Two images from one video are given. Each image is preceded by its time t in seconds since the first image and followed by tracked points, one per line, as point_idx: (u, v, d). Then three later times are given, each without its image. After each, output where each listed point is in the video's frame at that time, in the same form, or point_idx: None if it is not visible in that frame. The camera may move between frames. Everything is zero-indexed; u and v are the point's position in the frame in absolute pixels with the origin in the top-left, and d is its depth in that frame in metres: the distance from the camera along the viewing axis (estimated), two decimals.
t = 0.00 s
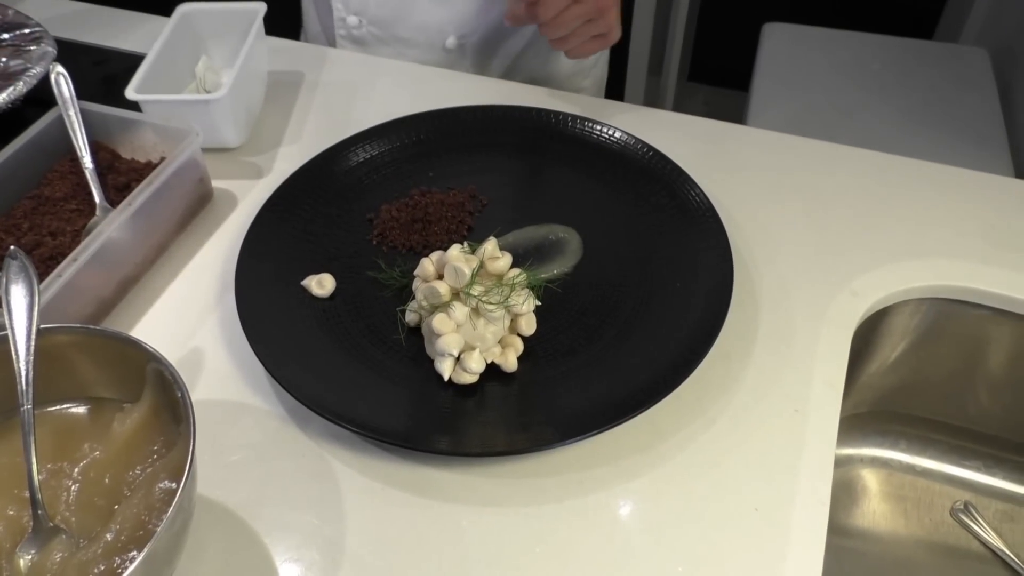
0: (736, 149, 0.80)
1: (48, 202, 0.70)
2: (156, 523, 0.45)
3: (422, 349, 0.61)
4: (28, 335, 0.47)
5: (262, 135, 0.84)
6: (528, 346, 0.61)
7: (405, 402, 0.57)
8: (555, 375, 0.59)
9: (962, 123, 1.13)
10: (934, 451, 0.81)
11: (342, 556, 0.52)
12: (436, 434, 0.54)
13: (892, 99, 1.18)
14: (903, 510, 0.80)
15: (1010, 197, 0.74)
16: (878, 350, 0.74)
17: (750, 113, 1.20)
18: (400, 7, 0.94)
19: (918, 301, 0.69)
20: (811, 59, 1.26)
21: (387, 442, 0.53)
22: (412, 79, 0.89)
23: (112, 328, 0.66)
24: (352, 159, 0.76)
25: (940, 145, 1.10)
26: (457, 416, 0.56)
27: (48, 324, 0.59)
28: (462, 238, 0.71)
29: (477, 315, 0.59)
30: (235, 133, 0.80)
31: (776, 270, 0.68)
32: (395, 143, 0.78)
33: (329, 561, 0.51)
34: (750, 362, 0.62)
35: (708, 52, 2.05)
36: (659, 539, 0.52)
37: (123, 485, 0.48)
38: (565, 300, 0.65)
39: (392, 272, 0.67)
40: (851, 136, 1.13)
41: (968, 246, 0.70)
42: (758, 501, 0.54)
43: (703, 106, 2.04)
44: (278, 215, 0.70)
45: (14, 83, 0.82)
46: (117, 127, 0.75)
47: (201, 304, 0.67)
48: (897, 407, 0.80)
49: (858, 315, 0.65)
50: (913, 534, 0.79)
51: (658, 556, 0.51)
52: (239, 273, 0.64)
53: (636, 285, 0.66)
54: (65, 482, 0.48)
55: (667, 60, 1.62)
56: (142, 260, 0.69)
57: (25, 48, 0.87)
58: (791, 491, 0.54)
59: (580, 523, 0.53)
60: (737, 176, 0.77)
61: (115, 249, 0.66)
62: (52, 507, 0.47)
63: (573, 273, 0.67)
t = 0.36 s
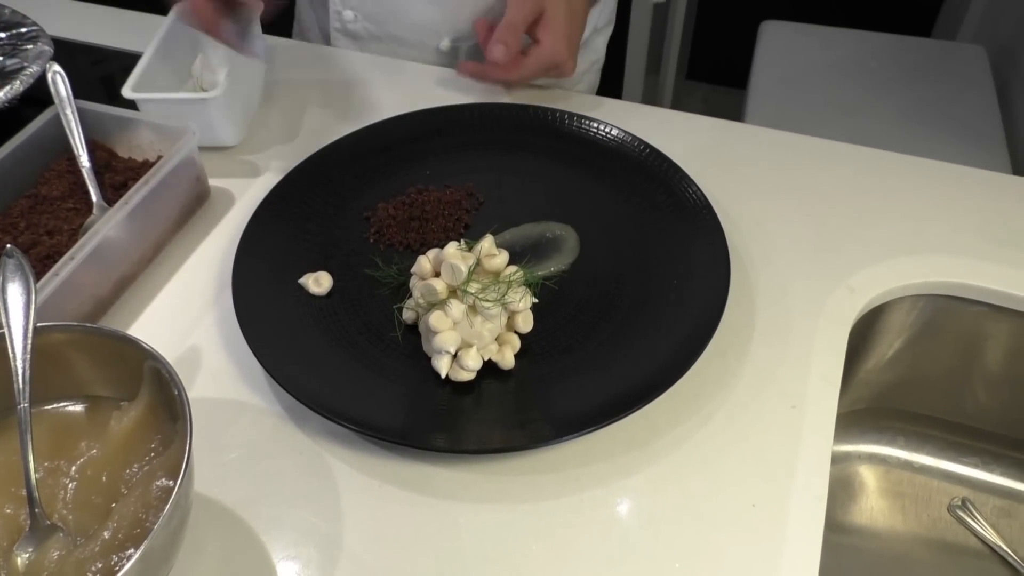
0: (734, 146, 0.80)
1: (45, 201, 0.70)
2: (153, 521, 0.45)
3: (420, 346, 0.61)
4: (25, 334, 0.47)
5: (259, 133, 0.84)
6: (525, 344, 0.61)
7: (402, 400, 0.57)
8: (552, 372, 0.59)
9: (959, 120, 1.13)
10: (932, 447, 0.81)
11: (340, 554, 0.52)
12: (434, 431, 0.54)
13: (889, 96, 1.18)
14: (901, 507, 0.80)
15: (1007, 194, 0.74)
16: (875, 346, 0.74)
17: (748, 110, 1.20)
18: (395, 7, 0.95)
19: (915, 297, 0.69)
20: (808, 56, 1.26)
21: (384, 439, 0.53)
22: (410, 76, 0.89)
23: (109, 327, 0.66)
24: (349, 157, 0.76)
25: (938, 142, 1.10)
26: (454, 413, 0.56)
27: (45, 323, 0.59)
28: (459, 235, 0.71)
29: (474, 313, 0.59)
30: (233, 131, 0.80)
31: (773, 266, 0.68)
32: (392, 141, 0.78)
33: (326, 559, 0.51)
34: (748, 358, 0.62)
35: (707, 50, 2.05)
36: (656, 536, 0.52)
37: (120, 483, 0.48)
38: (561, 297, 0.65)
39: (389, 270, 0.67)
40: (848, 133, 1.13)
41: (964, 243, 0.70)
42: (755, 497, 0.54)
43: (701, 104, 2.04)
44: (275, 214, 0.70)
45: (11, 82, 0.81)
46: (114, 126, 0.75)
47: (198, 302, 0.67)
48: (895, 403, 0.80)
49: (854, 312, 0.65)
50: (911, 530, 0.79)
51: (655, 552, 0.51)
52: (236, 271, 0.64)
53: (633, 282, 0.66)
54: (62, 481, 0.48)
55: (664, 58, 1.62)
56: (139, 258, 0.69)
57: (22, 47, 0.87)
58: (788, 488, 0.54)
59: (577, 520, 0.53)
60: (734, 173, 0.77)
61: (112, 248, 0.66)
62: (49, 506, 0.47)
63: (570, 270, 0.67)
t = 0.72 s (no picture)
0: (734, 146, 0.79)
1: (45, 200, 0.70)
2: (154, 520, 0.45)
3: (420, 345, 0.61)
4: (25, 332, 0.47)
5: (260, 132, 0.84)
6: (525, 343, 0.61)
7: (402, 399, 0.57)
8: (552, 371, 0.59)
9: (959, 119, 1.13)
10: (932, 446, 0.82)
11: (340, 553, 0.52)
12: (434, 430, 0.54)
13: (889, 95, 1.18)
14: (901, 505, 0.80)
15: (1007, 193, 0.74)
16: (875, 345, 0.74)
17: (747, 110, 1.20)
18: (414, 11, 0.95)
19: (915, 296, 0.69)
20: (808, 55, 1.26)
21: (384, 438, 0.53)
22: (410, 76, 0.89)
23: (110, 326, 0.66)
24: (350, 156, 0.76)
25: (938, 141, 1.10)
26: (455, 413, 0.56)
27: (45, 322, 0.59)
28: (459, 234, 0.71)
29: (474, 311, 0.59)
30: (232, 130, 0.80)
31: (773, 265, 0.68)
32: (392, 140, 0.78)
33: (326, 557, 0.51)
34: (748, 357, 0.62)
35: (707, 49, 2.05)
36: (656, 535, 0.52)
37: (121, 482, 0.48)
38: (561, 296, 0.65)
39: (389, 269, 0.67)
40: (848, 132, 1.13)
41: (965, 241, 0.70)
42: (756, 496, 0.54)
43: (700, 103, 2.04)
44: (274, 213, 0.70)
45: (10, 80, 0.81)
46: (114, 125, 0.75)
47: (198, 301, 0.67)
48: (895, 402, 0.80)
49: (855, 310, 0.65)
50: (911, 529, 0.79)
51: (656, 551, 0.51)
52: (236, 270, 0.64)
53: (633, 281, 0.66)
54: (62, 480, 0.48)
55: (664, 57, 1.62)
56: (140, 257, 0.69)
57: (21, 45, 0.87)
58: (788, 486, 0.54)
59: (577, 518, 0.53)
60: (734, 172, 0.77)
61: (112, 246, 0.66)
62: (49, 504, 0.47)
63: (570, 269, 0.67)
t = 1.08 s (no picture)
0: (733, 146, 0.79)
1: (43, 200, 0.70)
2: (152, 520, 0.45)
3: (419, 346, 0.61)
4: (22, 332, 0.47)
5: (258, 132, 0.84)
6: (523, 343, 0.61)
7: (400, 399, 0.57)
8: (550, 371, 0.59)
9: (958, 119, 1.13)
10: (930, 445, 0.82)
11: (338, 553, 0.52)
12: (432, 430, 0.54)
13: (887, 95, 1.18)
14: (899, 505, 0.80)
15: (1005, 193, 0.74)
16: (873, 344, 0.74)
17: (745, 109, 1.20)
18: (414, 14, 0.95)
19: (913, 296, 0.69)
20: (806, 55, 1.26)
21: (382, 438, 0.53)
22: (408, 76, 0.89)
23: (108, 325, 0.65)
24: (348, 156, 0.76)
25: (937, 141, 1.10)
26: (453, 412, 0.56)
27: (42, 322, 0.59)
28: (458, 234, 0.71)
29: (472, 311, 0.59)
30: (230, 130, 0.80)
31: (771, 265, 0.68)
32: (390, 139, 0.78)
33: (325, 557, 0.51)
34: (746, 357, 0.62)
35: (705, 48, 2.05)
36: (655, 534, 0.52)
37: (119, 482, 0.48)
38: (559, 296, 0.65)
39: (387, 269, 0.67)
40: (846, 131, 1.13)
41: (964, 241, 0.70)
42: (754, 496, 0.54)
43: (699, 103, 2.04)
44: (272, 213, 0.70)
45: (8, 80, 0.81)
46: (112, 125, 0.75)
47: (196, 301, 0.67)
48: (893, 402, 0.80)
49: (853, 310, 0.65)
50: (909, 528, 0.79)
51: (654, 551, 0.52)
52: (234, 269, 0.64)
53: (631, 280, 0.66)
54: (60, 480, 0.48)
55: (663, 57, 1.62)
56: (137, 256, 0.69)
57: (19, 44, 0.86)
58: (787, 486, 0.54)
59: (576, 518, 0.53)
60: (733, 172, 0.77)
61: (109, 246, 0.66)
62: (47, 505, 0.47)
63: (568, 268, 0.67)
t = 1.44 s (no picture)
0: (732, 147, 0.79)
1: (42, 200, 0.70)
2: (151, 521, 0.45)
3: (417, 347, 0.61)
4: (21, 333, 0.47)
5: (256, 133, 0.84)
6: (522, 344, 0.61)
7: (399, 400, 0.57)
8: (548, 372, 0.59)
9: (957, 120, 1.13)
10: (928, 446, 0.82)
11: (337, 555, 0.52)
12: (431, 431, 0.54)
13: (885, 95, 1.18)
14: (897, 506, 0.80)
15: (1003, 194, 0.74)
16: (872, 345, 0.74)
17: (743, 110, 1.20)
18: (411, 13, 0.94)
19: (912, 297, 0.70)
20: (805, 55, 1.26)
21: (381, 439, 0.53)
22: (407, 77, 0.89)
23: (106, 326, 0.66)
24: (346, 158, 0.76)
25: (936, 142, 1.10)
26: (452, 413, 0.56)
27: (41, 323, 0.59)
28: (456, 235, 0.71)
29: (471, 312, 0.59)
30: (229, 130, 0.80)
31: (769, 267, 0.68)
32: (388, 140, 0.78)
33: (324, 558, 0.51)
34: (745, 358, 0.62)
35: (705, 48, 2.05)
36: (653, 536, 0.52)
37: (117, 483, 0.48)
38: (558, 297, 0.65)
39: (386, 270, 0.67)
40: (845, 132, 1.13)
41: (961, 242, 0.70)
42: (753, 497, 0.54)
43: (698, 103, 2.04)
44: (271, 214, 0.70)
45: (7, 80, 0.81)
46: (111, 126, 0.75)
47: (195, 301, 0.67)
48: (891, 403, 0.80)
49: (851, 311, 0.65)
50: (907, 529, 0.79)
51: (652, 552, 0.52)
52: (233, 271, 0.64)
53: (629, 282, 0.66)
54: (59, 481, 0.48)
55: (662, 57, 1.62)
56: (136, 257, 0.69)
57: (18, 45, 0.86)
58: (785, 487, 0.54)
59: (575, 519, 0.53)
60: (732, 173, 0.77)
61: (108, 247, 0.66)
62: (46, 506, 0.47)
63: (566, 269, 0.68)
